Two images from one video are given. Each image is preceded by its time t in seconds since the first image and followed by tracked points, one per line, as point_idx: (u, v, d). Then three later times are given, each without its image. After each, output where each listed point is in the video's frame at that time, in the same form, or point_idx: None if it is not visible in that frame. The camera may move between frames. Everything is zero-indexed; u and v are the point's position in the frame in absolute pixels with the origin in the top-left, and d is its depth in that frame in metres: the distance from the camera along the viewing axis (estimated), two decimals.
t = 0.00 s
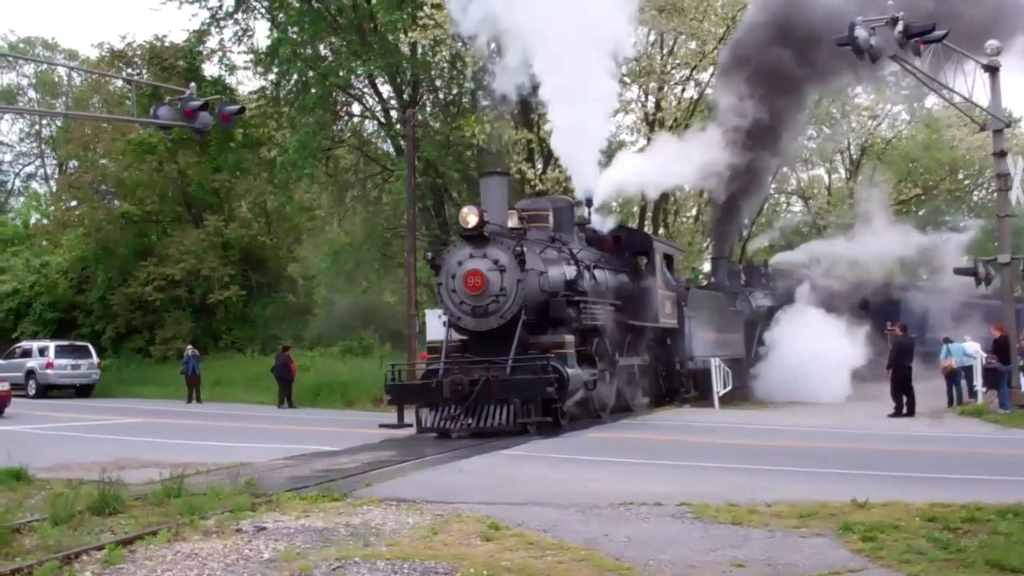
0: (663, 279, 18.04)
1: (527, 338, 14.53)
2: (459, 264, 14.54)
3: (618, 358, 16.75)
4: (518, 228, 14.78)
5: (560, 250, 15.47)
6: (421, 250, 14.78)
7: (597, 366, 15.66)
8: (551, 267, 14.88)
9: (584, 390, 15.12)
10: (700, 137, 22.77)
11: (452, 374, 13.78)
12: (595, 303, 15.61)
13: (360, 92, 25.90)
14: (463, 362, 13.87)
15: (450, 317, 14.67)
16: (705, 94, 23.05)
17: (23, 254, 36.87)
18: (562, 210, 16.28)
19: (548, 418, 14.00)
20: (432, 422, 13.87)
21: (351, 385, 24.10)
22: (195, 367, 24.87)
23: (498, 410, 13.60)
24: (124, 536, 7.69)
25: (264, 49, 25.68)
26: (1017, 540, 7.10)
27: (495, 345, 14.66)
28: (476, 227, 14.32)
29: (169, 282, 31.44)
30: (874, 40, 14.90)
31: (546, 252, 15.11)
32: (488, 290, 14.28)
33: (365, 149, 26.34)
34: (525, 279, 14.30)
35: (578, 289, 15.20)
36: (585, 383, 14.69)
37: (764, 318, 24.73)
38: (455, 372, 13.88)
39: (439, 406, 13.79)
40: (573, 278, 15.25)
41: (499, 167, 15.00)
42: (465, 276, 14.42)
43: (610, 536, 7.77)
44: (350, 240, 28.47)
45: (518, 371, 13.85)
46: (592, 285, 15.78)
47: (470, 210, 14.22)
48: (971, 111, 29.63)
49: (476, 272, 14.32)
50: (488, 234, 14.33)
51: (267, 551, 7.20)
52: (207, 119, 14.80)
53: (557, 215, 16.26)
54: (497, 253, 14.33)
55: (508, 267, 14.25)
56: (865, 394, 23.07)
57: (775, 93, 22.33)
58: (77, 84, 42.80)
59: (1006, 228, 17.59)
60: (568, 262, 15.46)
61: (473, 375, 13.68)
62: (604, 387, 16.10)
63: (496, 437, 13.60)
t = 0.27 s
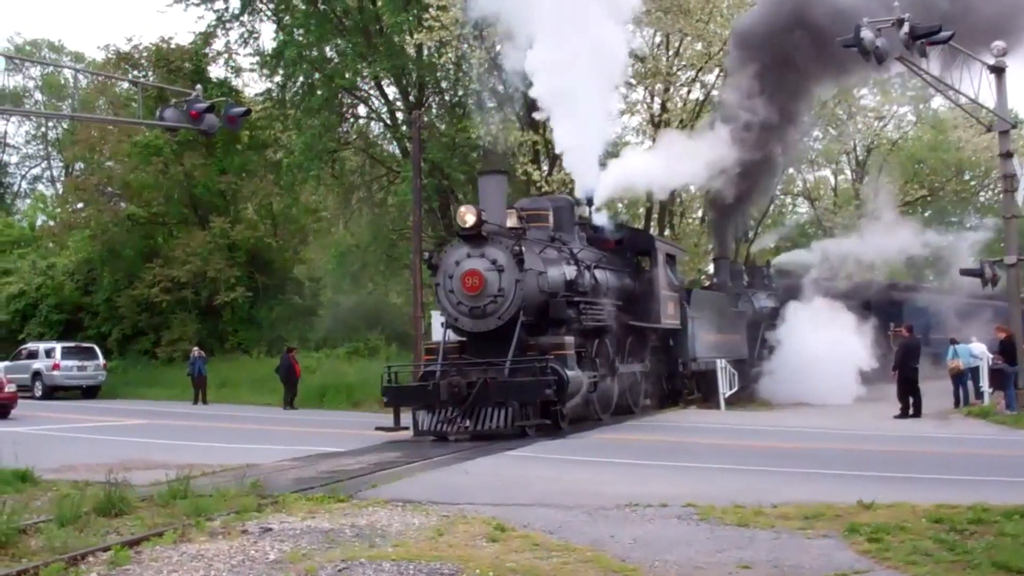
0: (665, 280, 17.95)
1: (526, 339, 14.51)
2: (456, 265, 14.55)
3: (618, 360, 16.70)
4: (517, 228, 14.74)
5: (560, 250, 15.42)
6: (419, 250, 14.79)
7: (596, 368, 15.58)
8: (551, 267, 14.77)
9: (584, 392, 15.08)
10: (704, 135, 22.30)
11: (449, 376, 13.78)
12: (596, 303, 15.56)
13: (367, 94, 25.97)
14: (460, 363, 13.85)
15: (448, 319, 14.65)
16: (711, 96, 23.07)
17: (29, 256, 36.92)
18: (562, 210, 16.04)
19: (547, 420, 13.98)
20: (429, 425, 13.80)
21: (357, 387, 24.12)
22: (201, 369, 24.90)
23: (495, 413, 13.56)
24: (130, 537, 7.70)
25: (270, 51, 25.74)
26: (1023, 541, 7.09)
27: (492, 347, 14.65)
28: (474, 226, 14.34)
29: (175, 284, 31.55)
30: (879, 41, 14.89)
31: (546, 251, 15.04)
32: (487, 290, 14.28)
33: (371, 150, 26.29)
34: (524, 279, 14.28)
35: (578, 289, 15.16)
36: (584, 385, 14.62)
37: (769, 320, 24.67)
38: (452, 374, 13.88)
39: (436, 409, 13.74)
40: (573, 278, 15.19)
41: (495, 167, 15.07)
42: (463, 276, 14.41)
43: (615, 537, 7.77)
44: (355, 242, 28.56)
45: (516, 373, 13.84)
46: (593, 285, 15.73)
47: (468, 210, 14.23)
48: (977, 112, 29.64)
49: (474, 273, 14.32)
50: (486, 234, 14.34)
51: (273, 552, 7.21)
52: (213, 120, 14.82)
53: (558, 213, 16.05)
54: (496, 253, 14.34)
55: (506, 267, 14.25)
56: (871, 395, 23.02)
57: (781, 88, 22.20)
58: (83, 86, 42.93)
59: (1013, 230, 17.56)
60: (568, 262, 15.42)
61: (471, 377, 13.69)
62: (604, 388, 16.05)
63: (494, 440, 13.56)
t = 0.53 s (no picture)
0: (666, 280, 17.86)
1: (524, 340, 14.34)
2: (452, 264, 14.34)
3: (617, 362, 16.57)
4: (514, 227, 14.48)
5: (559, 249, 15.29)
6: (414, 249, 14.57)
7: (596, 369, 15.45)
8: (549, 267, 14.69)
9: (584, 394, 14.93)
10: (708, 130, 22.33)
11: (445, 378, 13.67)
12: (595, 304, 15.43)
13: (372, 95, 26.08)
14: (456, 366, 13.74)
15: (445, 320, 14.43)
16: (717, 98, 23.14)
17: (35, 257, 37.00)
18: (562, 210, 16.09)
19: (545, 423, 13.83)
20: (425, 427, 13.73)
21: (362, 388, 24.12)
22: (206, 370, 24.91)
23: (492, 416, 13.44)
24: (135, 538, 7.71)
25: (275, 53, 25.79)
26: None
27: (488, 348, 14.49)
28: (470, 225, 14.12)
29: (180, 285, 31.62)
30: (885, 42, 14.87)
31: (545, 251, 14.93)
32: (484, 291, 14.06)
33: (376, 152, 26.33)
34: (521, 280, 14.10)
35: (577, 289, 15.03)
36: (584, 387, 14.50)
37: (772, 318, 24.45)
38: (448, 376, 13.73)
39: (432, 412, 13.64)
40: (573, 278, 15.09)
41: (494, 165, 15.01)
42: (459, 276, 14.20)
43: (620, 538, 7.77)
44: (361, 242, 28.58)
45: (513, 375, 13.72)
46: (592, 285, 15.63)
47: (465, 209, 14.01)
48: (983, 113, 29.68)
49: (471, 273, 14.10)
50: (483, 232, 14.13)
51: (278, 553, 7.21)
52: (218, 122, 14.82)
53: (558, 213, 16.09)
54: (493, 253, 14.14)
55: (504, 267, 14.04)
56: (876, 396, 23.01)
57: (790, 86, 21.91)
58: (89, 88, 43.05)
59: (1018, 231, 17.52)
60: (567, 262, 15.28)
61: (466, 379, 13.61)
62: (603, 390, 15.89)
63: (491, 443, 13.45)
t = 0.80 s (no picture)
0: (667, 279, 17.85)
1: (522, 339, 14.31)
2: (449, 263, 14.29)
3: (617, 361, 16.54)
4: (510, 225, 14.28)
5: (558, 247, 15.29)
6: (411, 248, 14.52)
7: (596, 369, 15.42)
8: (548, 266, 14.68)
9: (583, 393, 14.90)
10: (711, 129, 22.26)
11: (442, 379, 13.61)
12: (595, 303, 15.43)
13: (377, 95, 26.02)
14: (452, 365, 13.67)
15: (441, 319, 14.39)
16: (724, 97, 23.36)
17: (41, 257, 37.06)
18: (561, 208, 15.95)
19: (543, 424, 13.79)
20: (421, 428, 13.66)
21: (368, 387, 24.15)
22: (212, 369, 24.95)
23: (489, 416, 13.39)
24: (142, 537, 7.72)
25: (280, 52, 25.77)
26: None
27: (485, 348, 14.44)
28: (467, 223, 14.05)
29: (186, 285, 31.70)
30: (890, 41, 14.86)
31: (544, 249, 14.92)
32: (481, 289, 14.03)
33: (381, 151, 26.39)
34: (519, 278, 13.98)
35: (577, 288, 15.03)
36: (583, 388, 14.47)
37: (775, 316, 24.30)
38: (445, 377, 13.71)
39: (429, 412, 13.57)
40: (572, 277, 15.12)
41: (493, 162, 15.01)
42: (456, 275, 14.15)
43: (627, 537, 7.77)
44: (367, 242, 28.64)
45: (511, 375, 13.71)
46: (592, 284, 15.63)
47: (461, 206, 13.97)
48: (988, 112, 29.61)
49: (468, 271, 14.04)
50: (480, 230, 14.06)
51: (284, 552, 7.23)
52: (224, 121, 14.84)
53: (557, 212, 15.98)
54: (490, 251, 14.08)
55: (501, 265, 13.98)
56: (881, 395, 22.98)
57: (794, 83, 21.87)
58: (94, 88, 43.11)
59: None
60: (566, 260, 15.28)
61: (463, 379, 13.60)
62: (604, 390, 15.85)
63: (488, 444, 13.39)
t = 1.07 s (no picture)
0: (669, 274, 17.70)
1: (521, 336, 14.18)
2: (447, 259, 14.14)
3: (620, 358, 16.41)
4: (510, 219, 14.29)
5: (558, 243, 15.19)
6: (407, 243, 14.36)
7: (599, 366, 15.31)
8: (547, 262, 14.57)
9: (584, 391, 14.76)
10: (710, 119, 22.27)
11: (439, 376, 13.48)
12: (596, 299, 15.30)
13: (383, 92, 26.00)
14: (450, 362, 13.54)
15: (439, 316, 14.24)
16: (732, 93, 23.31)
17: (49, 255, 37.16)
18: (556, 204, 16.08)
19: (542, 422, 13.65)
20: (418, 427, 13.49)
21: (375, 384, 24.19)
22: (220, 367, 25.00)
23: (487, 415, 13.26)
24: (150, 535, 7.74)
25: (286, 50, 25.83)
26: None
27: (483, 345, 14.28)
28: (464, 217, 13.93)
29: (194, 283, 31.75)
30: (898, 35, 14.82)
31: (544, 245, 14.82)
32: (479, 285, 13.87)
33: (388, 148, 26.45)
34: (518, 273, 13.87)
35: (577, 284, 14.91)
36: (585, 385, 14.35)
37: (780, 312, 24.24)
38: (442, 374, 13.55)
39: (425, 411, 13.42)
40: (573, 272, 15.00)
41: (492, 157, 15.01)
42: (454, 270, 13.99)
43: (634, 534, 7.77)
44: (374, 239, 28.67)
45: (511, 372, 13.56)
46: (593, 280, 15.49)
47: (460, 200, 13.82)
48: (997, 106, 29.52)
49: (466, 267, 13.90)
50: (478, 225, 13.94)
51: (292, 549, 7.24)
52: (230, 120, 14.85)
53: (557, 205, 16.10)
54: (488, 246, 13.95)
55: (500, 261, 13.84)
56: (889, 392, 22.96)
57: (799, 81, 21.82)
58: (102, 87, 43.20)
59: None
60: (566, 255, 15.16)
61: (462, 377, 13.44)
62: (605, 388, 15.72)
63: (486, 443, 13.26)
